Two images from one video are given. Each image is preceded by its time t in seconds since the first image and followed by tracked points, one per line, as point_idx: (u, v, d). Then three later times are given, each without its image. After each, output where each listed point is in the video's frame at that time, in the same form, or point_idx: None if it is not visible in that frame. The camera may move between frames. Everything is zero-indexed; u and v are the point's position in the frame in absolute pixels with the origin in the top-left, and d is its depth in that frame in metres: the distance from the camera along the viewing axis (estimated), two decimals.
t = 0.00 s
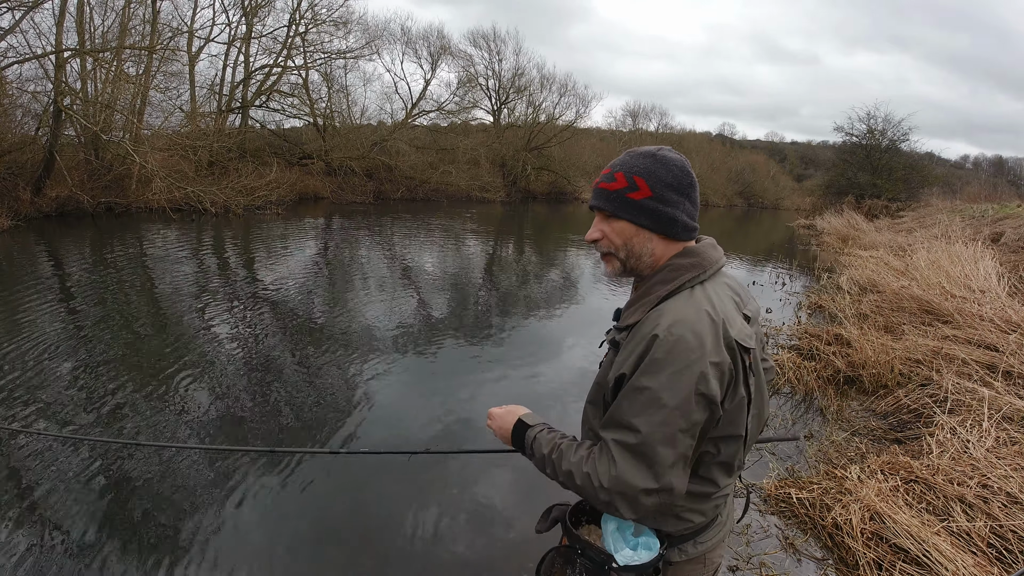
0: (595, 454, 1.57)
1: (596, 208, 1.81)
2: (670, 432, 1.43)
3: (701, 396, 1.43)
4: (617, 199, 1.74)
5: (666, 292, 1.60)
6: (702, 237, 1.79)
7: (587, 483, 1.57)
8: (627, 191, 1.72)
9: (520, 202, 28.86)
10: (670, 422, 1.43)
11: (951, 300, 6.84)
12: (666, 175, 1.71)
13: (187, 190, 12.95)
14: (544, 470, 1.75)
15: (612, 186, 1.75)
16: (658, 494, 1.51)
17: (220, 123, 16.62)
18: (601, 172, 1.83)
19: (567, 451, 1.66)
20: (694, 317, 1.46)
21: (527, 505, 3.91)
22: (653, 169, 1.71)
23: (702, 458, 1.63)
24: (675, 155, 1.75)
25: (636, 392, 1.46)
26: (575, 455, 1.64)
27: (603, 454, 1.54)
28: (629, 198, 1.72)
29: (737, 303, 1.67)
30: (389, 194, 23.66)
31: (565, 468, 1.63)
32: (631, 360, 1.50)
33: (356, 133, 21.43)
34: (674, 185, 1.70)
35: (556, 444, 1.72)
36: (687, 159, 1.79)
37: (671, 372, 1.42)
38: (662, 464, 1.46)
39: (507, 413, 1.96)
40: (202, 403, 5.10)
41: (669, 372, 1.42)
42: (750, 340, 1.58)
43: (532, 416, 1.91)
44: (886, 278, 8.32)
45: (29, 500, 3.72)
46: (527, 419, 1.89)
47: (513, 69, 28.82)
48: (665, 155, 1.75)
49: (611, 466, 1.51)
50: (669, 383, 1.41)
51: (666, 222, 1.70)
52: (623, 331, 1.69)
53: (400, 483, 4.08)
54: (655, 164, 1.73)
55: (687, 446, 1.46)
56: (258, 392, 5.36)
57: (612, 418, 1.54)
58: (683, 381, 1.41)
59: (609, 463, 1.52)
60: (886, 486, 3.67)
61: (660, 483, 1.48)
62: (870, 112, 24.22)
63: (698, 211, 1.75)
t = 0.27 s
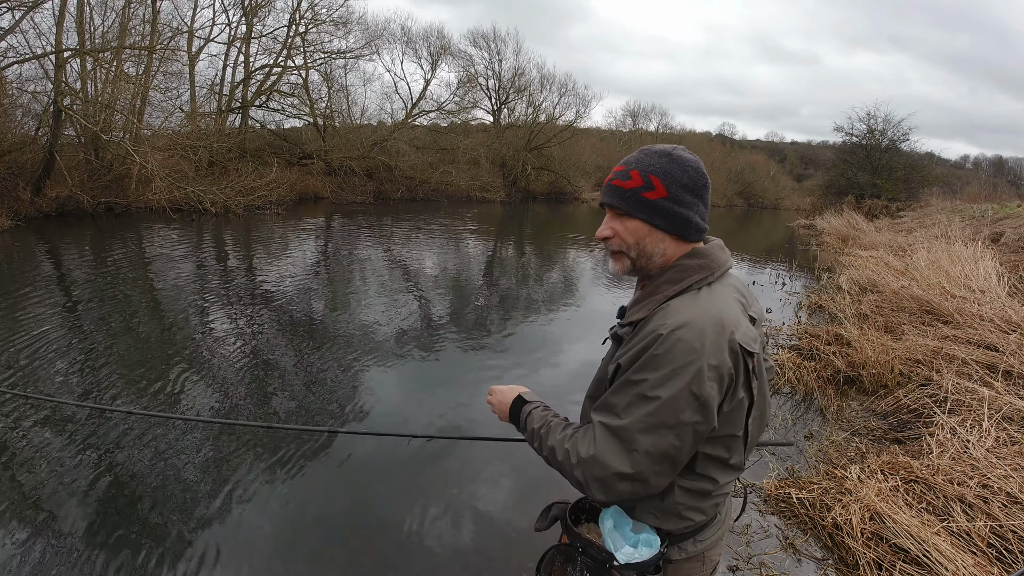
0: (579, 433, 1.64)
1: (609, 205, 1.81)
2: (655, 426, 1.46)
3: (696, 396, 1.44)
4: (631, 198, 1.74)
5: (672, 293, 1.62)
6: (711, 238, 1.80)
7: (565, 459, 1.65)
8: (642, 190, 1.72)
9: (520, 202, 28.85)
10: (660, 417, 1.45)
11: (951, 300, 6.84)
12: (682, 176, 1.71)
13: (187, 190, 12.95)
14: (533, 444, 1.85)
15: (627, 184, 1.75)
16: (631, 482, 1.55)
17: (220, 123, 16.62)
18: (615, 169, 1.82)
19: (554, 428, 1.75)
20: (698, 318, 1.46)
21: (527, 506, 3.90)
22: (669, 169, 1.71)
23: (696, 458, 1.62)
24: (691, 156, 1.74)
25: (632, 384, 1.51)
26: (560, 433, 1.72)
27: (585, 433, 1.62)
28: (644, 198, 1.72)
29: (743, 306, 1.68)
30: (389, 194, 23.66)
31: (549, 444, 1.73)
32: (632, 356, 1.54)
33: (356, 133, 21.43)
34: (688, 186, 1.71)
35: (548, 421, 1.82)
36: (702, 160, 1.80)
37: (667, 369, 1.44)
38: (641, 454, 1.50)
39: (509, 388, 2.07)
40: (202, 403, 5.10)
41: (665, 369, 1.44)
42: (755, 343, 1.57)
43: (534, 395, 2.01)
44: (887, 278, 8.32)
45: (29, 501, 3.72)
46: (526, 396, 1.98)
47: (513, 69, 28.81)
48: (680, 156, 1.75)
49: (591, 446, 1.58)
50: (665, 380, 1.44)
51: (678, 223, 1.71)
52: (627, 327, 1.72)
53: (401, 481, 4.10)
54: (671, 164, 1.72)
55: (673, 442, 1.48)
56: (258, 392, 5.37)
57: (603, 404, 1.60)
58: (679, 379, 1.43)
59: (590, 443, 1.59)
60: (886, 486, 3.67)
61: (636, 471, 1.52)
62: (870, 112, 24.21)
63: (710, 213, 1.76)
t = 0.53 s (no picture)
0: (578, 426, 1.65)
1: (619, 206, 1.81)
2: (653, 422, 1.47)
3: (698, 398, 1.44)
4: (641, 199, 1.75)
5: (679, 294, 1.62)
6: (721, 240, 1.80)
7: (562, 450, 1.66)
8: (653, 192, 1.72)
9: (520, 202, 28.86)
10: (659, 415, 1.46)
11: (951, 300, 6.84)
12: (694, 179, 1.70)
13: (187, 190, 12.95)
14: (532, 434, 1.86)
15: (638, 185, 1.75)
16: (627, 477, 1.55)
17: (220, 123, 16.62)
18: (627, 170, 1.82)
19: (553, 419, 1.76)
20: (705, 320, 1.46)
21: (527, 507, 3.90)
22: (681, 171, 1.71)
23: (693, 457, 1.62)
24: (704, 158, 1.74)
25: (633, 382, 1.52)
26: (558, 424, 1.74)
27: (584, 425, 1.63)
28: (655, 200, 1.72)
29: (751, 310, 1.68)
30: (389, 194, 23.66)
31: (547, 434, 1.74)
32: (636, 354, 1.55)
33: (356, 133, 21.43)
34: (700, 189, 1.71)
35: (546, 412, 1.83)
36: (714, 161, 1.79)
37: (669, 369, 1.45)
38: (637, 450, 1.51)
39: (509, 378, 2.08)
40: (203, 403, 5.11)
41: (669, 367, 1.45)
42: (761, 348, 1.57)
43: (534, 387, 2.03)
44: (886, 278, 8.32)
45: (28, 501, 3.71)
46: (527, 387, 1.99)
47: (513, 69, 28.80)
48: (694, 157, 1.74)
49: (588, 438, 1.59)
50: (669, 379, 1.44)
51: (688, 226, 1.71)
52: (633, 325, 1.72)
53: (402, 482, 4.11)
54: (683, 166, 1.72)
55: (671, 441, 1.48)
56: (258, 392, 5.37)
57: (603, 399, 1.62)
58: (681, 379, 1.43)
59: (588, 436, 1.60)
60: (886, 486, 3.67)
61: (632, 466, 1.52)
62: (870, 112, 24.21)
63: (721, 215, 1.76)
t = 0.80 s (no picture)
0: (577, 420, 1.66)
1: (622, 204, 1.82)
2: (650, 418, 1.47)
3: (697, 395, 1.44)
4: (644, 198, 1.75)
5: (680, 292, 1.62)
6: (725, 240, 1.80)
7: (562, 443, 1.66)
8: (656, 191, 1.73)
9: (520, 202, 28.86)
10: (656, 412, 1.46)
11: (951, 300, 6.84)
12: (697, 180, 1.70)
13: (187, 190, 12.95)
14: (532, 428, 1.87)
15: (641, 184, 1.75)
16: (623, 472, 1.55)
17: (220, 123, 16.62)
18: (632, 169, 1.83)
19: (552, 413, 1.78)
20: (706, 319, 1.46)
21: (526, 507, 3.90)
22: (685, 172, 1.71)
23: (691, 454, 1.62)
24: (709, 158, 1.73)
25: (633, 377, 1.52)
26: (557, 419, 1.75)
27: (583, 419, 1.63)
28: (657, 199, 1.72)
29: (753, 310, 1.68)
30: (389, 194, 23.66)
31: (546, 428, 1.75)
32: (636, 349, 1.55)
33: (356, 133, 21.43)
34: (703, 190, 1.70)
35: (546, 407, 1.85)
36: (720, 163, 1.79)
37: (668, 366, 1.45)
38: (634, 445, 1.51)
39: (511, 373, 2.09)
40: (202, 403, 5.11)
41: (668, 364, 1.45)
42: (762, 348, 1.56)
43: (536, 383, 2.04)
44: (887, 278, 8.32)
45: (28, 501, 3.72)
46: (529, 381, 2.01)
47: (513, 69, 28.81)
48: (699, 157, 1.73)
49: (586, 431, 1.60)
50: (668, 376, 1.44)
51: (690, 225, 1.71)
52: (633, 322, 1.73)
53: (402, 481, 4.11)
54: (688, 166, 1.72)
55: (669, 437, 1.48)
56: (258, 392, 5.37)
57: (603, 394, 1.62)
58: (681, 376, 1.43)
59: (587, 429, 1.60)
60: (886, 486, 3.67)
61: (628, 460, 1.52)
62: (870, 112, 24.21)
63: (724, 216, 1.75)
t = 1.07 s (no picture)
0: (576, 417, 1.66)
1: (622, 203, 1.82)
2: (647, 415, 1.47)
3: (694, 393, 1.44)
4: (643, 197, 1.75)
5: (678, 290, 1.62)
6: (725, 240, 1.79)
7: (560, 443, 1.67)
8: (655, 191, 1.73)
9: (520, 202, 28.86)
10: (653, 409, 1.46)
11: (951, 300, 6.85)
12: (697, 179, 1.69)
13: (187, 189, 12.96)
14: (531, 425, 1.87)
15: (641, 184, 1.76)
16: (621, 469, 1.55)
17: (220, 124, 16.62)
18: (632, 168, 1.83)
19: (552, 411, 1.78)
20: (704, 317, 1.46)
21: (526, 506, 3.90)
22: (685, 171, 1.70)
23: (688, 451, 1.62)
24: (708, 158, 1.73)
25: (631, 374, 1.52)
26: (557, 417, 1.75)
27: (581, 417, 1.63)
28: (656, 198, 1.72)
29: (751, 309, 1.68)
30: (389, 194, 23.67)
31: (545, 425, 1.76)
32: (634, 346, 1.55)
33: (356, 133, 21.44)
34: (702, 190, 1.70)
35: (546, 404, 1.85)
36: (721, 163, 1.78)
37: (665, 363, 1.45)
38: (631, 441, 1.51)
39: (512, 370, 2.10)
40: (202, 403, 5.10)
41: (665, 361, 1.45)
42: (760, 347, 1.56)
43: (537, 381, 2.04)
44: (886, 278, 8.32)
45: (29, 501, 3.72)
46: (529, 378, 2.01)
47: (513, 69, 28.81)
48: (698, 158, 1.73)
49: (584, 428, 1.60)
50: (665, 373, 1.45)
51: (690, 225, 1.70)
52: (631, 319, 1.73)
53: (401, 480, 4.12)
54: (687, 166, 1.72)
55: (665, 434, 1.48)
56: (258, 392, 5.37)
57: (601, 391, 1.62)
58: (678, 373, 1.43)
59: (585, 426, 1.60)
60: (886, 486, 3.67)
61: (625, 457, 1.52)
62: (870, 112, 24.21)
63: (724, 216, 1.74)
